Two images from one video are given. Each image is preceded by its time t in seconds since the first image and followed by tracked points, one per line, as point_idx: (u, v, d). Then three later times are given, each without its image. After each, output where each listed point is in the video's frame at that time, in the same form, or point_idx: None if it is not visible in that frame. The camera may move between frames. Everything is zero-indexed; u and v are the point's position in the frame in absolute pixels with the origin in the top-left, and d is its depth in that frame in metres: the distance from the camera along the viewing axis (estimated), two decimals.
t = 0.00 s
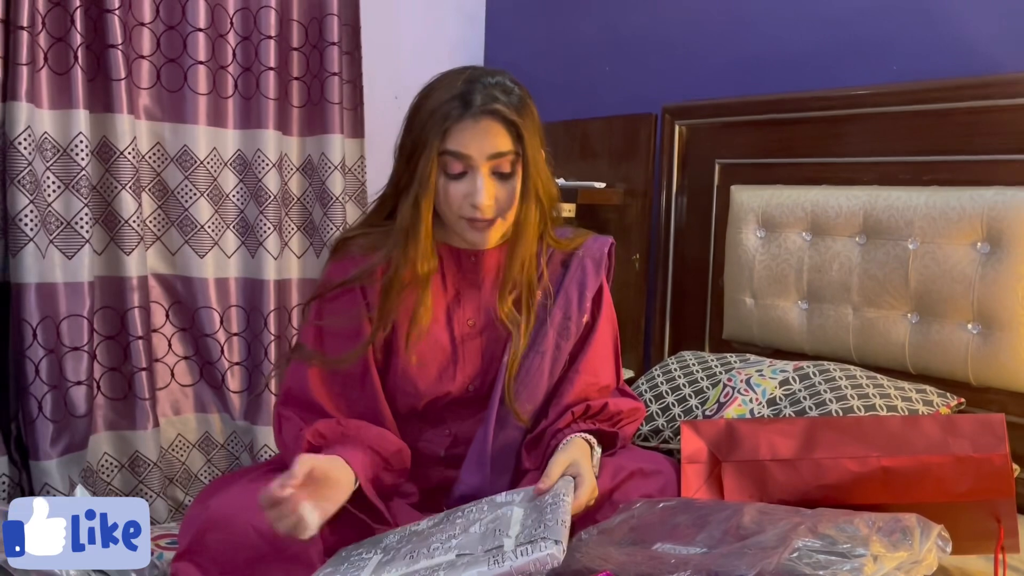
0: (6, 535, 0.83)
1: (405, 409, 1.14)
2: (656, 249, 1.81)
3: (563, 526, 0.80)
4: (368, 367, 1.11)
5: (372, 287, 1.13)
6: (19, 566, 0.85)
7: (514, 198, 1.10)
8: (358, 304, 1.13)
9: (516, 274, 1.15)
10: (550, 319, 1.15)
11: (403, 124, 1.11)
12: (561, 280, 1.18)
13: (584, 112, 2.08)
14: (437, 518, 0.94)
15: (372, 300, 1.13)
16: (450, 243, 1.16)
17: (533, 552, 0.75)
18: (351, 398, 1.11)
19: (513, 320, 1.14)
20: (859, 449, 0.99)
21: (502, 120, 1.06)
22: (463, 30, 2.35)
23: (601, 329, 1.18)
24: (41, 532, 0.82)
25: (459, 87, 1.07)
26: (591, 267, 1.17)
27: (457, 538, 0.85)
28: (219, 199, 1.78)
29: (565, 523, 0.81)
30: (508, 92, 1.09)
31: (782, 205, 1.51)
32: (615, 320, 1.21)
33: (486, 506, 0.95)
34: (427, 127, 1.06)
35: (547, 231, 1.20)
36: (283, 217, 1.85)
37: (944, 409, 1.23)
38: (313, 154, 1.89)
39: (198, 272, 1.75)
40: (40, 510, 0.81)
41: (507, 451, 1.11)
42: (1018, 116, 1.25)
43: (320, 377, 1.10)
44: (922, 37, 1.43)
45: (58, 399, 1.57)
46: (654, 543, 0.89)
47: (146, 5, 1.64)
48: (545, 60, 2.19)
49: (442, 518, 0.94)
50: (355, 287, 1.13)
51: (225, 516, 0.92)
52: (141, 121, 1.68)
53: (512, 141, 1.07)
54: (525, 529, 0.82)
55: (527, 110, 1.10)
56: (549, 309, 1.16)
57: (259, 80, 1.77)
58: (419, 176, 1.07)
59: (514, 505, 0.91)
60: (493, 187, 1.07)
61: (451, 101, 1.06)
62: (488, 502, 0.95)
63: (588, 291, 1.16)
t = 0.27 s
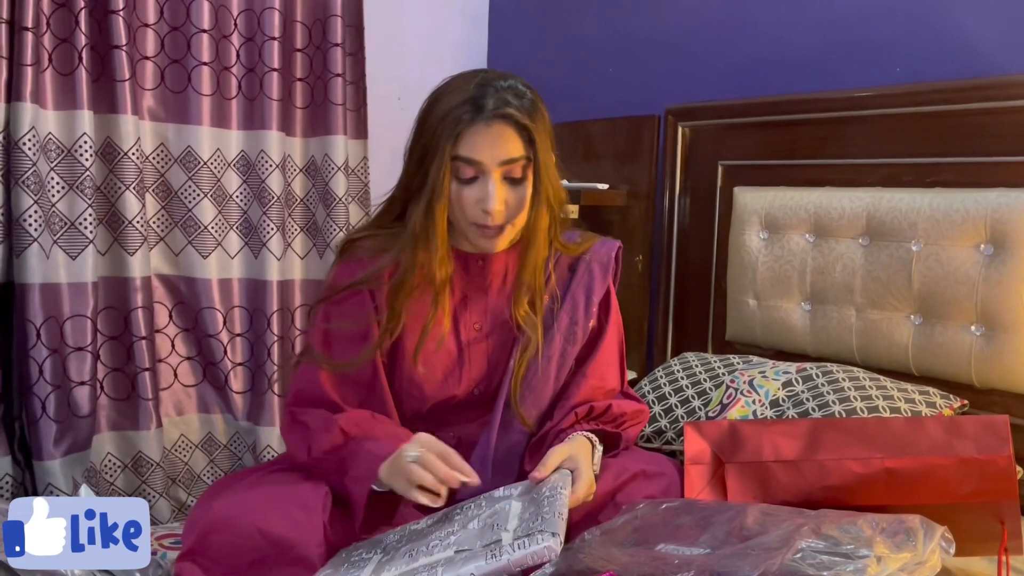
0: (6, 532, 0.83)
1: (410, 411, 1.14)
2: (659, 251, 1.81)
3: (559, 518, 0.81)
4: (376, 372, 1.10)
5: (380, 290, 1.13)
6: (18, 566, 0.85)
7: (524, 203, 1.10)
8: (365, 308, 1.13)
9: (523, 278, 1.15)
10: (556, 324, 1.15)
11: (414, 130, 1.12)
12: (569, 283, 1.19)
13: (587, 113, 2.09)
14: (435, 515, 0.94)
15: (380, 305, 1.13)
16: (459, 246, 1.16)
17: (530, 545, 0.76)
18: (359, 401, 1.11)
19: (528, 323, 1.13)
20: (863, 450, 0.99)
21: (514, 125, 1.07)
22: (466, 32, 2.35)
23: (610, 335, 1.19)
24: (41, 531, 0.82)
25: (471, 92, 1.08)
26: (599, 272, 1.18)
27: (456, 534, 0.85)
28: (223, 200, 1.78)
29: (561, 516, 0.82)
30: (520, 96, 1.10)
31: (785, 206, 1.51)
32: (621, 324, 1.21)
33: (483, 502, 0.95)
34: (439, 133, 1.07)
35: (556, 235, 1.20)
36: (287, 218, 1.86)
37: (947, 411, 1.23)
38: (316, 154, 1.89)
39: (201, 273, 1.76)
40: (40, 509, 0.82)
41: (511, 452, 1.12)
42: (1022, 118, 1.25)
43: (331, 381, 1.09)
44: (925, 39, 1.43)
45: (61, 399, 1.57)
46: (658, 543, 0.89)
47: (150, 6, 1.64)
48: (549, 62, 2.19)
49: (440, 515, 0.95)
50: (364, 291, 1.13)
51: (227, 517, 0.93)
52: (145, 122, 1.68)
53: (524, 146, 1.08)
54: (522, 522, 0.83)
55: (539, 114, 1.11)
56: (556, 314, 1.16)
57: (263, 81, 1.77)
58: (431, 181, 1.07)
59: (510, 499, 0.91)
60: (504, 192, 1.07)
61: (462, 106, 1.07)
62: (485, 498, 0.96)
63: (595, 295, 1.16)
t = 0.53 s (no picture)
0: (6, 532, 0.84)
1: (417, 412, 1.14)
2: (662, 252, 1.81)
3: (560, 519, 0.82)
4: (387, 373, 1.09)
5: (395, 290, 1.12)
6: (19, 566, 0.85)
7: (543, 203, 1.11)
8: (380, 306, 1.11)
9: (535, 278, 1.17)
10: (565, 326, 1.15)
11: (434, 132, 1.13)
12: (578, 286, 1.19)
13: (589, 115, 2.09)
14: (434, 518, 0.95)
15: (396, 304, 1.12)
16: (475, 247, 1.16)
17: (532, 544, 0.77)
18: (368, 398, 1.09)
19: (536, 324, 1.15)
20: (865, 452, 0.99)
21: (535, 126, 1.08)
22: (469, 33, 2.36)
23: (614, 337, 1.19)
24: (40, 531, 0.83)
25: (492, 93, 1.09)
26: (608, 275, 1.19)
27: (456, 534, 0.86)
28: (225, 201, 1.78)
29: (562, 515, 0.83)
30: (541, 98, 1.12)
31: (787, 208, 1.51)
32: (628, 328, 1.21)
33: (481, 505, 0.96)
34: (460, 134, 1.07)
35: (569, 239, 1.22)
36: (289, 219, 1.86)
37: (950, 413, 1.23)
38: (318, 155, 1.89)
39: (203, 274, 1.76)
40: (40, 510, 0.82)
41: (517, 452, 1.13)
42: None
43: (346, 377, 1.07)
44: (928, 40, 1.43)
45: (63, 400, 1.57)
46: (660, 545, 0.89)
47: (153, 7, 1.64)
48: (551, 63, 2.19)
49: (439, 516, 0.95)
50: (379, 289, 1.11)
51: (227, 518, 0.93)
52: (147, 123, 1.69)
53: (544, 147, 1.09)
54: (523, 522, 0.84)
55: (559, 117, 1.12)
56: (564, 316, 1.17)
57: (265, 82, 1.77)
58: (451, 180, 1.07)
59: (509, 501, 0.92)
60: (524, 193, 1.08)
61: (483, 107, 1.08)
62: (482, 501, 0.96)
63: (604, 298, 1.17)
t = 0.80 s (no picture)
0: (6, 532, 0.84)
1: (420, 412, 1.14)
2: (664, 254, 1.81)
3: (562, 518, 0.82)
4: (392, 369, 1.09)
5: (406, 287, 1.12)
6: (18, 566, 0.86)
7: (560, 204, 1.11)
8: (391, 303, 1.11)
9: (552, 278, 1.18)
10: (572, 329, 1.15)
11: (453, 132, 1.13)
12: (585, 289, 1.20)
13: (591, 117, 2.09)
14: (438, 523, 0.95)
15: (406, 301, 1.12)
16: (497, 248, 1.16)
17: (535, 542, 0.77)
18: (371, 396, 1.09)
19: (564, 327, 1.15)
20: (868, 454, 0.98)
21: (554, 128, 1.09)
22: (472, 35, 2.36)
23: (617, 341, 1.19)
24: (39, 531, 0.83)
25: (511, 94, 1.09)
26: (615, 280, 1.19)
27: (460, 537, 0.86)
28: (228, 203, 1.78)
29: (564, 514, 0.84)
30: (559, 100, 1.12)
31: (790, 210, 1.51)
32: (632, 332, 1.22)
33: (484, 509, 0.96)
34: (477, 134, 1.07)
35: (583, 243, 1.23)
36: (291, 221, 1.86)
37: (952, 415, 1.23)
38: (321, 157, 1.90)
39: (205, 275, 1.76)
40: (40, 510, 0.82)
41: (519, 452, 1.13)
42: None
43: (349, 373, 1.07)
44: (930, 43, 1.43)
45: (66, 401, 1.57)
46: (662, 547, 0.89)
47: (155, 9, 1.65)
48: (554, 65, 2.20)
49: (443, 522, 0.95)
50: (390, 286, 1.11)
51: (229, 519, 0.93)
52: (150, 124, 1.69)
53: (562, 149, 1.10)
54: (526, 523, 0.84)
55: (576, 120, 1.13)
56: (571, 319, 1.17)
57: (268, 84, 1.77)
58: (470, 180, 1.07)
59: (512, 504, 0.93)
60: (541, 194, 1.08)
61: (501, 109, 1.08)
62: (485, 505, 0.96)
63: (610, 303, 1.18)
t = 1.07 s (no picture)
0: (6, 532, 0.84)
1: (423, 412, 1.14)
2: (666, 255, 1.81)
3: (566, 515, 0.83)
4: (399, 365, 1.09)
5: (411, 285, 1.13)
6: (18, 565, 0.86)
7: (564, 201, 1.12)
8: (396, 301, 1.12)
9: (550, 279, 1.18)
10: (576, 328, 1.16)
11: (457, 129, 1.13)
12: (589, 289, 1.20)
13: (593, 118, 2.09)
14: (444, 526, 0.95)
15: (411, 299, 1.12)
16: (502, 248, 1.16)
17: (539, 540, 0.78)
18: (378, 394, 1.09)
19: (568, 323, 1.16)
20: (871, 455, 0.98)
21: (559, 125, 1.09)
22: (474, 37, 2.36)
23: (618, 340, 1.18)
24: (40, 531, 0.83)
25: (516, 91, 1.10)
26: (618, 280, 1.20)
27: (467, 540, 0.87)
28: (230, 203, 1.79)
29: (569, 511, 0.84)
30: (563, 99, 1.12)
31: (792, 211, 1.51)
32: (634, 332, 1.21)
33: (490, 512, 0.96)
34: (482, 131, 1.08)
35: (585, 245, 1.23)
36: (294, 222, 1.87)
37: (955, 417, 1.22)
38: (323, 158, 1.90)
39: (209, 276, 1.76)
40: (41, 510, 0.82)
41: (522, 451, 1.12)
42: None
43: (356, 371, 1.07)
44: (933, 44, 1.43)
45: (69, 401, 1.57)
46: (665, 549, 0.89)
47: (159, 10, 1.65)
48: (556, 67, 2.20)
49: (449, 525, 0.95)
50: (395, 284, 1.12)
51: (233, 518, 0.93)
52: (153, 125, 1.69)
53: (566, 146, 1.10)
54: (531, 522, 0.84)
55: (580, 119, 1.13)
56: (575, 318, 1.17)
57: (271, 85, 1.78)
58: (475, 176, 1.08)
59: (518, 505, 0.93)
60: (545, 191, 1.08)
61: (506, 105, 1.08)
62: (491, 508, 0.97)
63: (613, 303, 1.18)
